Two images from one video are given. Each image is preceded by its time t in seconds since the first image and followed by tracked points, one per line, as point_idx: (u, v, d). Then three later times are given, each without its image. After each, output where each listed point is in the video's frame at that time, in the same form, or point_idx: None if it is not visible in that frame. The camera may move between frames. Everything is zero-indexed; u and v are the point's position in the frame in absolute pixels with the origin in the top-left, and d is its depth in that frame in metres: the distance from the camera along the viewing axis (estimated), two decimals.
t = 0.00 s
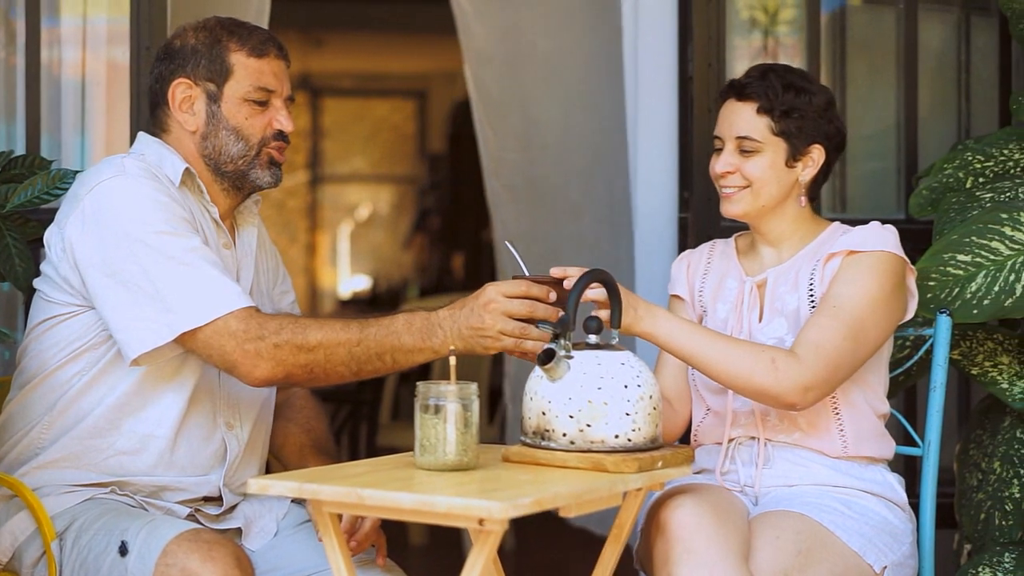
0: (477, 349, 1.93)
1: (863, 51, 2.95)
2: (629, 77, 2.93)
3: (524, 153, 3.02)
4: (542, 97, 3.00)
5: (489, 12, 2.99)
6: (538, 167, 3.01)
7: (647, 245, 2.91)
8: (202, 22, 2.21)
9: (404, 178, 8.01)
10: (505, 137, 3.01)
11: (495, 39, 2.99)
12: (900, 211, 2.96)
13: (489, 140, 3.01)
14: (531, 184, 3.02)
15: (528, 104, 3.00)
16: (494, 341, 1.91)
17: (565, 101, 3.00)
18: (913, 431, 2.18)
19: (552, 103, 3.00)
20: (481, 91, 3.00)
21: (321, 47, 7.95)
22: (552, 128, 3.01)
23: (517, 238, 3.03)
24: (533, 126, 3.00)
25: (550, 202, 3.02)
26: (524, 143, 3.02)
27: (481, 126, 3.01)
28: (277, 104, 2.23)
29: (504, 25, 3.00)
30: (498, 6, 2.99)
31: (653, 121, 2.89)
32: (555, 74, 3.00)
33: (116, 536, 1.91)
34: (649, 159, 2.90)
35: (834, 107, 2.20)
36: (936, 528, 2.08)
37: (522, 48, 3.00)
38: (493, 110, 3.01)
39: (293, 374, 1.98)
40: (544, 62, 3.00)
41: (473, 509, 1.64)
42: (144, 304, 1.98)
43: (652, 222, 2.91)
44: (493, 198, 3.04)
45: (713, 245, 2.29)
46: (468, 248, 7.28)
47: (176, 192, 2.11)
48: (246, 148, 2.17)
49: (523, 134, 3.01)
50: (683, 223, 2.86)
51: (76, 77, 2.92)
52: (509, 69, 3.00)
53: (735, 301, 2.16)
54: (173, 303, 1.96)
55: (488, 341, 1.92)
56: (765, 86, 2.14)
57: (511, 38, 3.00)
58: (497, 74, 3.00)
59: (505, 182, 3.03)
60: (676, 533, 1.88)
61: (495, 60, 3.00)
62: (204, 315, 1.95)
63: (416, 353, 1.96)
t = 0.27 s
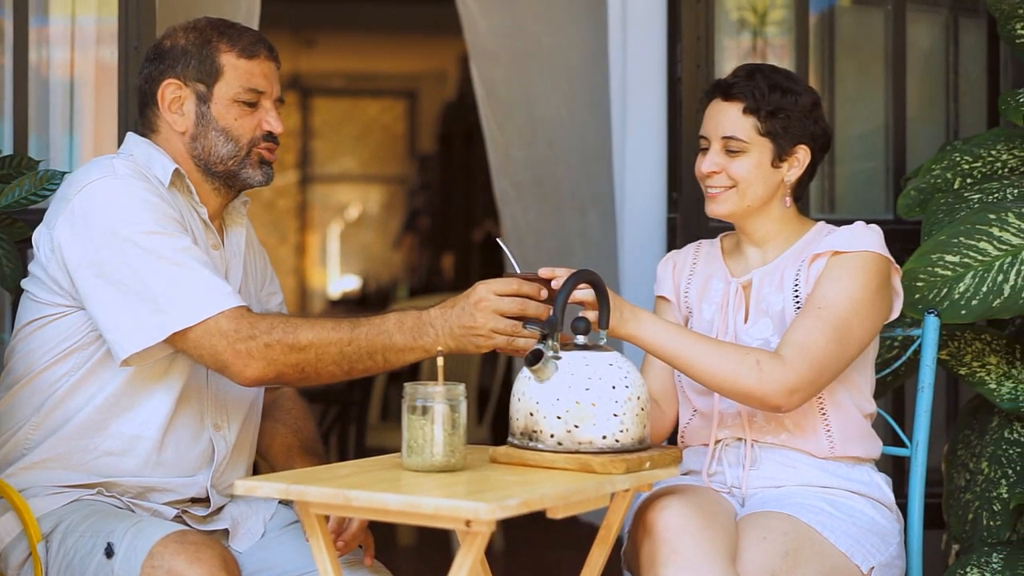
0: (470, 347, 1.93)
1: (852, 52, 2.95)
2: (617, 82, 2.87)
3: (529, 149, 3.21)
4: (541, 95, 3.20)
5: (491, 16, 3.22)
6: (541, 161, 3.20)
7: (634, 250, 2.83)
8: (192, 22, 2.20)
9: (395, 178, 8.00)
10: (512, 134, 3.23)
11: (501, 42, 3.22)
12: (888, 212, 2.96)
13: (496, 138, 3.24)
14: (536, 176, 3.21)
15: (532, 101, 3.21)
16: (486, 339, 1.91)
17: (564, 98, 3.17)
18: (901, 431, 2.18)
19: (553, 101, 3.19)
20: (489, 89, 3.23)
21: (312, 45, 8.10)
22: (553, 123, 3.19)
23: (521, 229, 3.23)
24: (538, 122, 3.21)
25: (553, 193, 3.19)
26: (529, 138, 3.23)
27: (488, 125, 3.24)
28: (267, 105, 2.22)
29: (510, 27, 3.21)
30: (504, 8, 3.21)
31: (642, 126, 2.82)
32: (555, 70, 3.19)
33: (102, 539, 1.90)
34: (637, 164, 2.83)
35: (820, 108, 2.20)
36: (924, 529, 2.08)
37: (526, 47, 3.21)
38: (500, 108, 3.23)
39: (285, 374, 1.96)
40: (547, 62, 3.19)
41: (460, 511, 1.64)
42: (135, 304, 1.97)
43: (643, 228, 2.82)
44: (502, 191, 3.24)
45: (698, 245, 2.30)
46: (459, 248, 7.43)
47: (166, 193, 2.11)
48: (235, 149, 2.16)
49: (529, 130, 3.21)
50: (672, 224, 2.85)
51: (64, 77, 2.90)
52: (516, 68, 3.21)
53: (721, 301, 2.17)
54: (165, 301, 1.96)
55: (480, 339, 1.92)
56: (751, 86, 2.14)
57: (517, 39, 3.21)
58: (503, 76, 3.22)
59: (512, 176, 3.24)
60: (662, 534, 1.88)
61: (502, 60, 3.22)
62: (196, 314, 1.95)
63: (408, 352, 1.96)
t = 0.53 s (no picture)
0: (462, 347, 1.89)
1: (843, 53, 2.95)
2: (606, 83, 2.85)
3: (536, 149, 3.26)
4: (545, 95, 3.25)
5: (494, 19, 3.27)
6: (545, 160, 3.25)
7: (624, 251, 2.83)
8: (184, 23, 2.19)
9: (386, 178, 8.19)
10: (519, 134, 3.29)
11: (507, 43, 3.27)
12: (878, 212, 2.96)
13: (503, 138, 3.30)
14: (540, 175, 3.25)
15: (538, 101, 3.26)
16: (479, 336, 1.87)
17: (568, 97, 3.21)
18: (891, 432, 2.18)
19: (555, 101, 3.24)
20: (497, 91, 3.29)
21: (302, 46, 8.09)
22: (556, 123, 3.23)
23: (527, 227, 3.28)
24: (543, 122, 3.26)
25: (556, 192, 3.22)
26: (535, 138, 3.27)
27: (496, 125, 3.30)
28: (258, 105, 2.22)
29: (515, 29, 3.27)
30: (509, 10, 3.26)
31: (631, 128, 2.82)
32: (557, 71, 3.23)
33: (91, 540, 1.89)
34: (626, 165, 2.82)
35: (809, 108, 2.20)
36: (914, 530, 2.08)
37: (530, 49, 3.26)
38: (507, 109, 3.30)
39: (278, 373, 1.96)
40: (550, 62, 3.23)
41: (449, 512, 1.63)
42: (129, 304, 1.96)
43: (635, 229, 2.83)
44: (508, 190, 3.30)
45: (687, 246, 2.30)
46: (450, 248, 7.64)
47: (157, 194, 2.09)
48: (226, 150, 2.15)
49: (535, 130, 3.26)
50: (663, 224, 2.83)
51: (54, 78, 2.89)
52: (521, 69, 3.26)
53: (710, 302, 2.17)
54: (158, 301, 1.95)
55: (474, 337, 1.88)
56: (740, 86, 2.14)
57: (523, 41, 3.26)
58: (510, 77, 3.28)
59: (518, 175, 3.29)
60: (652, 534, 1.88)
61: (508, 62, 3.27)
62: (190, 313, 1.94)
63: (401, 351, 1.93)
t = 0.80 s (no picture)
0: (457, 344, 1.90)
1: (834, 53, 2.95)
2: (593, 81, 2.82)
3: (541, 146, 3.07)
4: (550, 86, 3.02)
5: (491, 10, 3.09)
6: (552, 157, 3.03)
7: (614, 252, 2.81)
8: (175, 23, 2.19)
9: (378, 178, 8.26)
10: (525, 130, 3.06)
11: (508, 35, 3.07)
12: (869, 213, 2.96)
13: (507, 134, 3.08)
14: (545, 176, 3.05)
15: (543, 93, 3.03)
16: (473, 333, 1.89)
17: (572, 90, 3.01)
18: (881, 433, 2.18)
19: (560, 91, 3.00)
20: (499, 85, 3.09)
21: (295, 46, 8.09)
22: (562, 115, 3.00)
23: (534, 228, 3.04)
24: (548, 117, 3.03)
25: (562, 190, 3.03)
26: (541, 135, 3.07)
27: (498, 122, 3.09)
28: (249, 106, 2.21)
29: (516, 19, 3.06)
30: None
31: (620, 127, 2.80)
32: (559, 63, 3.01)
33: (79, 541, 1.89)
34: (618, 164, 2.80)
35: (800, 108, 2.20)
36: (904, 530, 2.08)
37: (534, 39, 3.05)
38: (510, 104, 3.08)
39: (273, 371, 1.95)
40: (553, 53, 3.00)
41: (438, 513, 1.63)
42: (121, 304, 1.96)
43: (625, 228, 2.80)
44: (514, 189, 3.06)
45: (677, 246, 2.30)
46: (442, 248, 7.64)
47: (148, 193, 2.09)
48: (216, 150, 2.15)
49: (540, 126, 3.05)
50: (653, 225, 2.85)
51: (45, 78, 2.88)
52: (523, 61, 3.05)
53: (700, 302, 2.17)
54: (149, 300, 1.95)
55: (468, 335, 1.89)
56: (730, 86, 2.14)
57: (525, 31, 3.06)
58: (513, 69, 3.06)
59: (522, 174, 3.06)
60: (642, 535, 1.88)
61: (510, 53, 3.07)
62: (182, 311, 1.93)
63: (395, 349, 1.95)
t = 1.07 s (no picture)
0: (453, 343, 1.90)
1: (824, 54, 2.95)
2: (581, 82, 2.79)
3: (546, 145, 2.92)
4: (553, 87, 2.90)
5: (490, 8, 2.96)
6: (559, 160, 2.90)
7: (606, 252, 2.80)
8: (161, 23, 2.18)
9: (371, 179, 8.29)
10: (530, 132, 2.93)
11: (510, 34, 2.95)
12: (859, 213, 2.96)
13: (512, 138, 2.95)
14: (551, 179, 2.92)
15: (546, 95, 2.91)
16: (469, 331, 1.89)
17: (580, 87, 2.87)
18: (870, 434, 2.18)
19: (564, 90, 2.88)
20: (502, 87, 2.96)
21: (285, 47, 8.14)
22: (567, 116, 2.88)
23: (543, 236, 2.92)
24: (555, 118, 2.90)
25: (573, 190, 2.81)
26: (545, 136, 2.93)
27: (502, 125, 2.96)
28: (236, 106, 2.20)
29: (519, 17, 2.94)
30: None
31: (608, 127, 2.79)
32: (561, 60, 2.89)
33: (66, 543, 1.89)
34: (606, 164, 2.80)
35: (789, 108, 2.20)
36: (893, 531, 2.08)
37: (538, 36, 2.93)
38: (514, 106, 2.95)
39: (267, 368, 1.95)
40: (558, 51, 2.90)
41: (425, 514, 1.62)
42: (114, 303, 1.95)
43: (613, 229, 2.79)
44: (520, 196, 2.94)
45: (666, 246, 2.30)
46: (434, 248, 7.63)
47: (137, 194, 2.08)
48: (204, 151, 2.14)
49: (545, 128, 2.92)
50: (643, 225, 2.84)
51: (34, 79, 2.88)
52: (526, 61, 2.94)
53: (690, 303, 2.17)
54: (140, 298, 1.94)
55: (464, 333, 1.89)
56: (720, 85, 2.14)
57: (527, 29, 2.94)
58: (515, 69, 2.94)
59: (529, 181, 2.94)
60: (631, 536, 1.88)
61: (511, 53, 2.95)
62: (176, 309, 1.92)
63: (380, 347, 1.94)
